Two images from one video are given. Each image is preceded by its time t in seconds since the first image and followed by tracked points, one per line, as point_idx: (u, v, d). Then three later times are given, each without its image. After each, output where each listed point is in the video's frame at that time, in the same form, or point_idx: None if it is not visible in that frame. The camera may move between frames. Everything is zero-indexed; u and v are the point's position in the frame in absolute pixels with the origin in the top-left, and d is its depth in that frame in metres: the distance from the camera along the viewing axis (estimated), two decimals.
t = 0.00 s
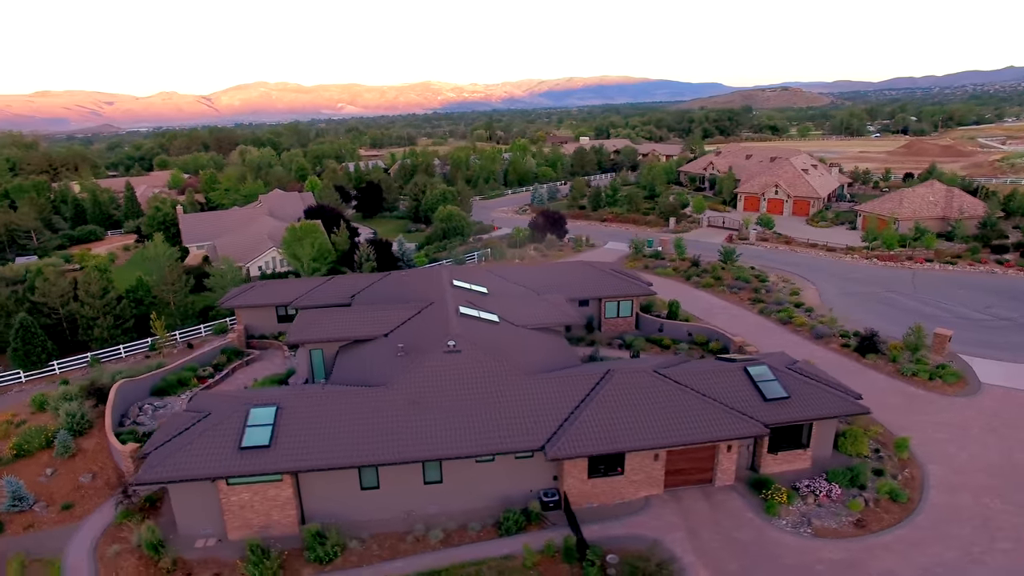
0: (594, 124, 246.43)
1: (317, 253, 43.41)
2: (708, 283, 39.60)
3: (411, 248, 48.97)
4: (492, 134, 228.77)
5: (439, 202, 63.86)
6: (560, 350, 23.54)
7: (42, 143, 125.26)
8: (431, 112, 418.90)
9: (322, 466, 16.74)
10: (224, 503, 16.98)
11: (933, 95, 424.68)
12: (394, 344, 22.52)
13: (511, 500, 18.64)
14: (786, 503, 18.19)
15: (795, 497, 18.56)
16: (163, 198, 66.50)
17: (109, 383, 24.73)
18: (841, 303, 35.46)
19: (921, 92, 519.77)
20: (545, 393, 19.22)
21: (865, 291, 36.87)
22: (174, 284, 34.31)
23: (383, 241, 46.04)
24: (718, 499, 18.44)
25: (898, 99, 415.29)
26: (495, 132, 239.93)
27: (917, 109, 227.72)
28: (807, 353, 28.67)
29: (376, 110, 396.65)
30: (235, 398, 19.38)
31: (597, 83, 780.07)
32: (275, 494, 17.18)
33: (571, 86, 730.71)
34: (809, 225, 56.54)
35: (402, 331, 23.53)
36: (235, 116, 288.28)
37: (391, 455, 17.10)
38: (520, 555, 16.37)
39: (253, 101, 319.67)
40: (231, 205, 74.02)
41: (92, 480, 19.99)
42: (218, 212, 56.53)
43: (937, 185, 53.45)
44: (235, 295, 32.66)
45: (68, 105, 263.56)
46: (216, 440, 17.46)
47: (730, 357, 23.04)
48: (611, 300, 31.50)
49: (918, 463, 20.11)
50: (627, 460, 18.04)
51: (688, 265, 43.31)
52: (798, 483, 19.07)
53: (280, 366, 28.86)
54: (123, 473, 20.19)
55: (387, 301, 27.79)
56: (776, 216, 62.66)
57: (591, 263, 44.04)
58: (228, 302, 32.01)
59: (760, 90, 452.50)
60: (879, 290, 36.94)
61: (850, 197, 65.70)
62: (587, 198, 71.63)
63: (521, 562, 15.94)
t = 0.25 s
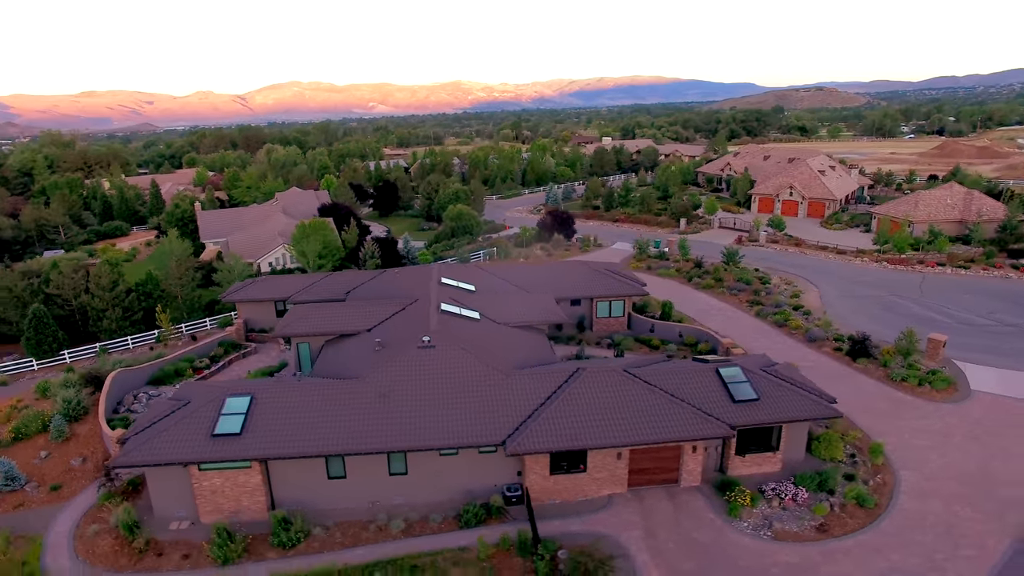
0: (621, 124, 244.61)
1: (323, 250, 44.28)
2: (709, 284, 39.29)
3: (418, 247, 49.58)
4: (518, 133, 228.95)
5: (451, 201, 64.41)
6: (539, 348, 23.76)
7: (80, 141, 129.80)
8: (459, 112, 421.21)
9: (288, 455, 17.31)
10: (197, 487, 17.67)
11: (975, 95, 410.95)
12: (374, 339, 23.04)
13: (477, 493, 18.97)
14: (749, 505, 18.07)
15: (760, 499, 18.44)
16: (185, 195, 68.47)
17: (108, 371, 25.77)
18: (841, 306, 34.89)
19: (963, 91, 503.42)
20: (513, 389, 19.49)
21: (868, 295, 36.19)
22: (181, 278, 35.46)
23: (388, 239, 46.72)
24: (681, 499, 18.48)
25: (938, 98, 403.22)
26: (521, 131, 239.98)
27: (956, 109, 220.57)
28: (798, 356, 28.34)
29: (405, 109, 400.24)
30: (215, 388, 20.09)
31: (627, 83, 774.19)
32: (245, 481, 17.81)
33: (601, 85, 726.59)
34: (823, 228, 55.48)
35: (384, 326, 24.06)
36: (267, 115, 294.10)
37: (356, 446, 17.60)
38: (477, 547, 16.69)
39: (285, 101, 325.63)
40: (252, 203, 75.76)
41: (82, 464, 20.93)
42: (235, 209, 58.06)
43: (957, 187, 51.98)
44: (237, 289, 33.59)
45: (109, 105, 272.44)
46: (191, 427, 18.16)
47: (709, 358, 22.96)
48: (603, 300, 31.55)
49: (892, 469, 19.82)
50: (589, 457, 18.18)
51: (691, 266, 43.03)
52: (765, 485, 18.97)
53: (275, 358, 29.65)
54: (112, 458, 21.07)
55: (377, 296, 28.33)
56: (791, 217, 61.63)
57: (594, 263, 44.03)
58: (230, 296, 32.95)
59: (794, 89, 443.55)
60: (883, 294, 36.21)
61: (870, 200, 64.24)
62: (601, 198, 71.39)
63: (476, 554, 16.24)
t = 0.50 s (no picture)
0: (646, 124, 242.57)
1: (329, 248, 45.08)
2: (709, 285, 39.01)
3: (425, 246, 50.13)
4: (542, 133, 228.65)
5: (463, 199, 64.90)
6: (522, 346, 23.99)
7: (111, 140, 133.44)
8: (485, 111, 421.82)
9: (261, 444, 17.85)
10: (176, 473, 18.34)
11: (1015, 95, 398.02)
12: (358, 334, 23.55)
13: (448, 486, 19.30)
14: (716, 506, 18.06)
15: (728, 501, 18.42)
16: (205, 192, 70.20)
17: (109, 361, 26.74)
18: (841, 309, 34.40)
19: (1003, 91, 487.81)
20: (486, 387, 19.78)
21: (871, 299, 35.59)
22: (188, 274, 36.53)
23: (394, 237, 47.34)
24: (648, 498, 18.57)
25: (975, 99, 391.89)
26: (545, 131, 239.59)
27: (993, 109, 213.90)
28: (789, 360, 28.09)
29: (431, 109, 402.56)
30: (200, 378, 20.77)
31: (654, 82, 767.35)
32: (222, 468, 18.41)
33: (628, 85, 721.46)
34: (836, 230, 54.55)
35: (369, 322, 24.55)
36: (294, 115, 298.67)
37: (327, 437, 18.07)
38: (440, 539, 17.02)
39: (312, 101, 330.15)
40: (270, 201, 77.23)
41: (76, 449, 21.81)
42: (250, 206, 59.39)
43: (975, 189, 50.65)
44: (240, 284, 34.48)
45: (143, 104, 279.06)
46: (173, 416, 18.84)
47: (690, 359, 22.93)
48: (596, 300, 31.63)
49: (868, 474, 19.59)
50: (557, 454, 18.39)
51: (694, 267, 42.76)
52: (736, 487, 18.92)
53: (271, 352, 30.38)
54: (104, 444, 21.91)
55: (369, 293, 28.85)
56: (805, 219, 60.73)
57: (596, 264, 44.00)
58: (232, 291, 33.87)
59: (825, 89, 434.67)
60: (887, 298, 35.58)
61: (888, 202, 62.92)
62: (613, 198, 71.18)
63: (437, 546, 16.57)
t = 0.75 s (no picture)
0: (674, 125, 239.78)
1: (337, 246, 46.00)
2: (710, 287, 38.68)
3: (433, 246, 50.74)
4: (568, 134, 227.85)
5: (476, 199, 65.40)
6: (502, 345, 24.30)
7: (145, 138, 137.28)
8: (513, 111, 422.16)
9: (235, 432, 18.55)
10: (157, 459, 19.17)
11: None
12: (342, 329, 24.16)
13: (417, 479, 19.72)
14: (676, 507, 18.06)
15: (691, 502, 18.44)
16: (227, 190, 72.16)
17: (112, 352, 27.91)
18: (841, 313, 33.83)
19: None
20: (457, 383, 20.14)
21: (873, 303, 34.92)
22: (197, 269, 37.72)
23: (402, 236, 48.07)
24: (612, 497, 18.70)
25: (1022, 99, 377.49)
26: (572, 131, 238.65)
27: None
28: (779, 364, 27.80)
29: (460, 109, 404.46)
30: (186, 368, 21.60)
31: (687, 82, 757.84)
32: (200, 455, 19.16)
33: (659, 85, 713.95)
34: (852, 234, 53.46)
35: (355, 318, 25.17)
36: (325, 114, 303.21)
37: (297, 428, 18.68)
38: (401, 530, 17.46)
39: (343, 101, 334.66)
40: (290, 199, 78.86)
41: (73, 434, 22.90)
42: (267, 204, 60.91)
43: (996, 193, 49.11)
44: (244, 280, 35.50)
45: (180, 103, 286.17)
46: (156, 403, 19.67)
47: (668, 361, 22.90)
48: (588, 300, 31.74)
49: (839, 480, 19.38)
50: (521, 451, 18.66)
51: (697, 269, 42.42)
52: (701, 489, 18.94)
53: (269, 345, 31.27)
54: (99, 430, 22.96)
55: (362, 290, 29.48)
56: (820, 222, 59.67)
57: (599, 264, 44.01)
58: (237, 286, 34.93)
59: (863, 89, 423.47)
60: (890, 303, 34.85)
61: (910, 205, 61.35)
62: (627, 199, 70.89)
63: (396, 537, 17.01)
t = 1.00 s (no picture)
0: (698, 125, 237.09)
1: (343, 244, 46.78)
2: (709, 289, 38.41)
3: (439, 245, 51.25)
4: (590, 134, 226.85)
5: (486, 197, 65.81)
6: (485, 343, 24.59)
7: (172, 136, 140.43)
8: (537, 110, 421.73)
9: (213, 422, 19.15)
10: (141, 447, 19.87)
11: None
12: (327, 325, 24.71)
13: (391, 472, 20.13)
14: (642, 507, 18.18)
15: (657, 503, 18.53)
16: (244, 188, 73.71)
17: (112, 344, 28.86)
18: (839, 316, 33.38)
19: None
20: (432, 379, 20.49)
21: (873, 307, 34.37)
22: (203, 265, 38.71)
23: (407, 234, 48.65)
24: (579, 495, 18.87)
25: None
26: (594, 131, 237.57)
27: None
28: (767, 367, 27.60)
29: (485, 108, 405.34)
30: (175, 360, 22.33)
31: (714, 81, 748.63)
32: (181, 444, 19.81)
33: (685, 84, 706.65)
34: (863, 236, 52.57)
35: (342, 314, 25.72)
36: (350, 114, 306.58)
37: (273, 419, 19.23)
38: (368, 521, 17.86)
39: (368, 101, 338.05)
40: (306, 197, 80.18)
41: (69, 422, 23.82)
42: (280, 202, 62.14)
43: (1013, 195, 47.81)
44: (246, 276, 36.38)
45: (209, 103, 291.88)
46: (142, 393, 20.38)
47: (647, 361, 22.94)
48: (580, 300, 31.86)
49: (811, 484, 19.25)
50: (489, 447, 18.93)
51: (698, 270, 42.18)
52: (670, 489, 19.00)
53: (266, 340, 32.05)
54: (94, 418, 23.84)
55: (355, 286, 30.04)
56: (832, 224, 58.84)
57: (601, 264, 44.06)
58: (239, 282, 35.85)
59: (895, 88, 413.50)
60: (890, 307, 34.29)
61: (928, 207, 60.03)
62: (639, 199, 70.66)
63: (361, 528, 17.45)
